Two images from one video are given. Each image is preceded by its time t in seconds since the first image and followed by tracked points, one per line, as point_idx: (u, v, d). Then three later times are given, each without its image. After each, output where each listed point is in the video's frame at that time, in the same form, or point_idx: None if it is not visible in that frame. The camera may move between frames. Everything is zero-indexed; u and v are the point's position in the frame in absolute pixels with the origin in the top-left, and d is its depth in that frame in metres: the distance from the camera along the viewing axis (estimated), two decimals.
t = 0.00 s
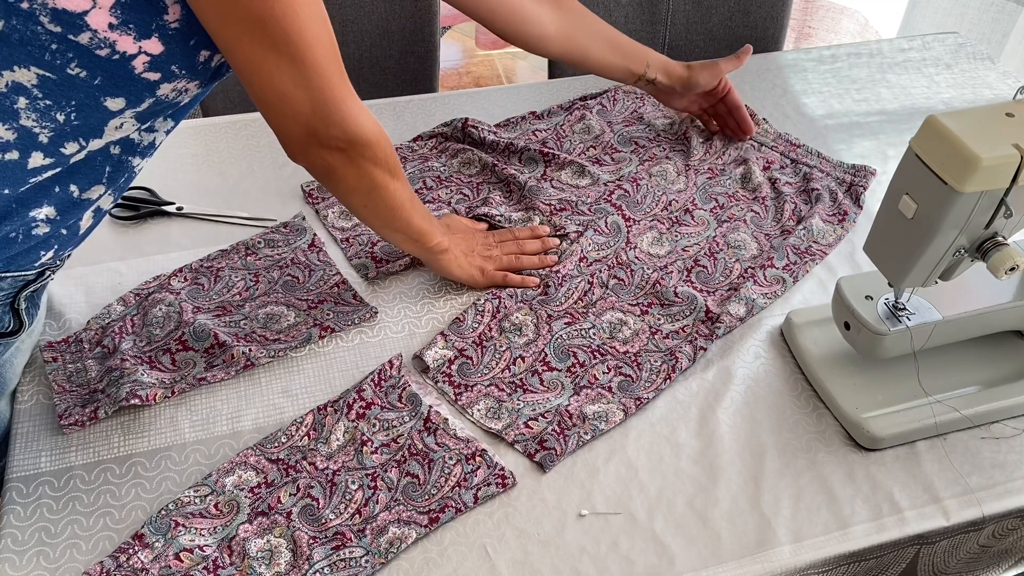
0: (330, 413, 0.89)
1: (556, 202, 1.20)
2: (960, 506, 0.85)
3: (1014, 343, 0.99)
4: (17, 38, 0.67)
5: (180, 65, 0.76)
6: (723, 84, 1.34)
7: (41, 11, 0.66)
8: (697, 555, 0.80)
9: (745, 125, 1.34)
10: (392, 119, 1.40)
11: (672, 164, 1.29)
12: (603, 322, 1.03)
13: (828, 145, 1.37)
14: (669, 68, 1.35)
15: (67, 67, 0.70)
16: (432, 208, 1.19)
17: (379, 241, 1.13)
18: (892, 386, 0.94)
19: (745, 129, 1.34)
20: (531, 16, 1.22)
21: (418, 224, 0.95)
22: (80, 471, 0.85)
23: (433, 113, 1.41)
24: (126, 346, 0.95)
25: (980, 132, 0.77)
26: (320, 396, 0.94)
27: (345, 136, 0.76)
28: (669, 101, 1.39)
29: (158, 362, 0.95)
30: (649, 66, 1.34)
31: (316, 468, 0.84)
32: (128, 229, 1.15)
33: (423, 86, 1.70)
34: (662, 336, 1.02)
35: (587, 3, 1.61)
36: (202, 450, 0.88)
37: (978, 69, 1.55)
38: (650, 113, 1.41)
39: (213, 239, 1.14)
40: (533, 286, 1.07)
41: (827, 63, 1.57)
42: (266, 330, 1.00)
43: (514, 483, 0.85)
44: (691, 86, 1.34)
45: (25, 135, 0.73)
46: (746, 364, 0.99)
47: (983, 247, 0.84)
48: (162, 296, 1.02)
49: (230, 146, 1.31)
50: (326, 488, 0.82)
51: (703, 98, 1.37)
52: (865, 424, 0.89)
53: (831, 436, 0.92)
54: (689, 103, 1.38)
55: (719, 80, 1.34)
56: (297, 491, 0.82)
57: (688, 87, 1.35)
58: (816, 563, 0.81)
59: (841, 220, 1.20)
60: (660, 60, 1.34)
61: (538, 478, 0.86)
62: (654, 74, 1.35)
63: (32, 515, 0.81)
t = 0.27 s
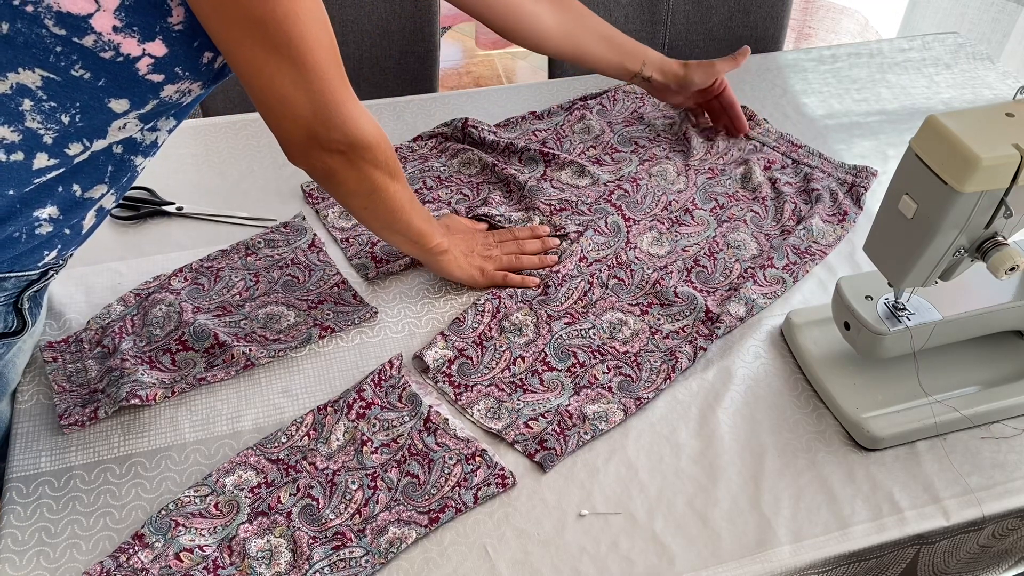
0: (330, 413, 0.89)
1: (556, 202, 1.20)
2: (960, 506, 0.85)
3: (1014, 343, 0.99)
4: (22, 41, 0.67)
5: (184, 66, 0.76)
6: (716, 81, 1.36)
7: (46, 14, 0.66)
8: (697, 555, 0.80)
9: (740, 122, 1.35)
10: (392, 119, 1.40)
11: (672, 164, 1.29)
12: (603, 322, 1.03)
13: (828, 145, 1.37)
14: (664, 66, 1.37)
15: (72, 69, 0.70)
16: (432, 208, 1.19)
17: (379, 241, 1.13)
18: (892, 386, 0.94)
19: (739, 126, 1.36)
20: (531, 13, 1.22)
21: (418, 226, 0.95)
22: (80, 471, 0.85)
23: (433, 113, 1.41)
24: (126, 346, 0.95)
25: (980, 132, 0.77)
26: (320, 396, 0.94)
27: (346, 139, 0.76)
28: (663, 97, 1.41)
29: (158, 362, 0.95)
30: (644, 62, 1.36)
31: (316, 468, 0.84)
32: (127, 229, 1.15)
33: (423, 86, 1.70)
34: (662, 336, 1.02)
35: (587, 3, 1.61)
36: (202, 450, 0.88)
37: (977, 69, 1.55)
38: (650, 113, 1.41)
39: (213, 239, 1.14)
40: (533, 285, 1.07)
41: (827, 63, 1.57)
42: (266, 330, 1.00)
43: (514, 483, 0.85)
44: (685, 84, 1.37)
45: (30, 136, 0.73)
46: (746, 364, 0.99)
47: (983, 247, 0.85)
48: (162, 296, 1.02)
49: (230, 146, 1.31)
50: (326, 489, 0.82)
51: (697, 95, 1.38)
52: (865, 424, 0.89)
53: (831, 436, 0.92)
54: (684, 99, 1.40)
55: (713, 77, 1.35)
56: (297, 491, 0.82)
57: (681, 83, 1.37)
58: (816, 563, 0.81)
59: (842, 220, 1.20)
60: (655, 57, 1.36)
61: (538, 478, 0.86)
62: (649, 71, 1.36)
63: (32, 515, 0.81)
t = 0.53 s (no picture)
0: (330, 413, 0.90)
1: (556, 202, 1.20)
2: (960, 506, 0.85)
3: (1014, 343, 0.99)
4: (16, 37, 0.67)
5: (180, 66, 0.76)
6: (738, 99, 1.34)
7: (41, 10, 0.67)
8: (697, 555, 0.80)
9: (767, 139, 1.32)
10: (392, 119, 1.40)
11: (672, 164, 1.29)
12: (603, 322, 1.03)
13: (828, 145, 1.37)
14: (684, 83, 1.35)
15: (67, 66, 0.71)
16: (432, 208, 1.19)
17: (379, 241, 1.13)
18: (892, 386, 0.94)
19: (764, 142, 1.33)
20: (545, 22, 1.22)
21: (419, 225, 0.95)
22: (80, 471, 0.85)
23: (433, 113, 1.41)
24: (126, 346, 0.95)
25: (980, 132, 0.77)
26: (320, 396, 0.94)
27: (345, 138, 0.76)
28: (683, 115, 1.38)
29: (158, 362, 0.95)
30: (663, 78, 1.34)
31: (316, 468, 0.84)
32: (127, 229, 1.15)
33: (423, 86, 1.70)
34: (662, 337, 1.02)
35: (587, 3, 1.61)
36: (202, 450, 0.88)
37: (977, 69, 1.55)
38: (650, 113, 1.41)
39: (213, 239, 1.14)
40: (533, 286, 1.07)
41: (827, 63, 1.58)
42: (266, 330, 1.00)
43: (514, 483, 0.85)
44: (705, 101, 1.34)
45: (25, 134, 0.73)
46: (746, 364, 0.99)
47: (983, 247, 0.85)
48: (162, 296, 1.02)
49: (230, 146, 1.31)
50: (326, 489, 0.82)
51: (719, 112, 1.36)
52: (865, 424, 0.89)
53: (831, 436, 0.92)
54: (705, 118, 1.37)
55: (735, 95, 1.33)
56: (297, 491, 0.82)
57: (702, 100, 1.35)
58: (816, 563, 0.81)
59: (845, 222, 1.20)
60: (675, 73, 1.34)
61: (538, 478, 0.86)
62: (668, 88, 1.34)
63: (32, 515, 0.81)
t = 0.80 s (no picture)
0: (330, 413, 0.90)
1: (556, 202, 1.20)
2: (960, 506, 0.85)
3: (1014, 343, 0.99)
4: (16, 42, 0.67)
5: (180, 69, 0.76)
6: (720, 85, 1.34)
7: (40, 15, 0.66)
8: (696, 555, 0.80)
9: (741, 126, 1.34)
10: (391, 119, 1.40)
11: (672, 164, 1.29)
12: (603, 322, 1.03)
13: (828, 145, 1.37)
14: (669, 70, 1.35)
15: (66, 71, 0.70)
16: (432, 208, 1.19)
17: (379, 241, 1.13)
18: (891, 386, 0.94)
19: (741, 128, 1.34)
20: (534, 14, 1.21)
21: (419, 225, 0.95)
22: (80, 471, 0.85)
23: (433, 113, 1.41)
24: (126, 346, 0.95)
25: (980, 132, 0.77)
26: (320, 396, 0.94)
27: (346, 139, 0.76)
28: (664, 100, 1.39)
29: (158, 362, 0.95)
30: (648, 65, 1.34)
31: (317, 468, 0.84)
32: (127, 229, 1.15)
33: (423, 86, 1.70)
34: (662, 337, 1.02)
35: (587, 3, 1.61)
36: (202, 450, 0.88)
37: (977, 69, 1.55)
38: (650, 113, 1.41)
39: (213, 239, 1.14)
40: (533, 286, 1.07)
41: (827, 63, 1.58)
42: (266, 330, 1.00)
43: (514, 483, 0.85)
44: (687, 86, 1.35)
45: (24, 138, 0.73)
46: (746, 364, 0.99)
47: (983, 247, 0.85)
48: (162, 296, 1.02)
49: (230, 146, 1.31)
50: (326, 489, 0.82)
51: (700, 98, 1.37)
52: (865, 424, 0.89)
53: (831, 436, 0.92)
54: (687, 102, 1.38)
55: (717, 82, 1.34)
56: (297, 491, 0.82)
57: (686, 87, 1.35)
58: (816, 563, 0.81)
59: (839, 219, 1.20)
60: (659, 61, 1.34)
61: (538, 478, 0.86)
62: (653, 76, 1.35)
63: (32, 515, 0.81)
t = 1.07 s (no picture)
0: (331, 413, 0.89)
1: (556, 202, 1.20)
2: (959, 506, 0.85)
3: (1014, 343, 0.99)
4: (12, 42, 0.67)
5: (176, 68, 0.76)
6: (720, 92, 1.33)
7: (36, 15, 0.66)
8: (696, 554, 0.80)
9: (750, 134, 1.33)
10: (391, 119, 1.40)
11: (672, 164, 1.29)
12: (603, 322, 1.03)
13: (828, 145, 1.37)
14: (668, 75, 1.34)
15: (63, 71, 0.70)
16: (432, 208, 1.19)
17: (379, 241, 1.13)
18: (891, 386, 0.94)
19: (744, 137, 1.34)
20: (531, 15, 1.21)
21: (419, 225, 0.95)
22: (80, 471, 0.85)
23: (433, 113, 1.41)
24: (127, 346, 0.95)
25: (979, 132, 0.77)
26: (320, 396, 0.94)
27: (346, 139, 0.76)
28: (665, 107, 1.38)
29: (158, 362, 0.95)
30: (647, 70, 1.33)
31: (316, 468, 0.84)
32: (128, 229, 1.15)
33: (423, 86, 1.70)
34: (662, 337, 1.02)
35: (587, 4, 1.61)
36: (202, 450, 0.88)
37: (977, 69, 1.55)
38: (650, 113, 1.41)
39: (213, 239, 1.14)
40: (533, 286, 1.07)
41: (827, 63, 1.58)
42: (266, 330, 1.00)
43: (514, 483, 0.85)
44: (687, 93, 1.34)
45: (21, 138, 0.73)
46: (746, 364, 0.99)
47: (983, 247, 0.85)
48: (162, 296, 1.02)
49: (230, 146, 1.31)
50: (326, 489, 0.82)
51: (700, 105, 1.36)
52: (864, 424, 0.89)
53: (831, 436, 0.92)
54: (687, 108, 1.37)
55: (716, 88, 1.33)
56: (297, 491, 0.82)
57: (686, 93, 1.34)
58: (816, 563, 0.81)
59: (840, 220, 1.20)
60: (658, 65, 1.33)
61: (538, 478, 0.86)
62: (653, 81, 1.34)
63: (32, 515, 0.81)
